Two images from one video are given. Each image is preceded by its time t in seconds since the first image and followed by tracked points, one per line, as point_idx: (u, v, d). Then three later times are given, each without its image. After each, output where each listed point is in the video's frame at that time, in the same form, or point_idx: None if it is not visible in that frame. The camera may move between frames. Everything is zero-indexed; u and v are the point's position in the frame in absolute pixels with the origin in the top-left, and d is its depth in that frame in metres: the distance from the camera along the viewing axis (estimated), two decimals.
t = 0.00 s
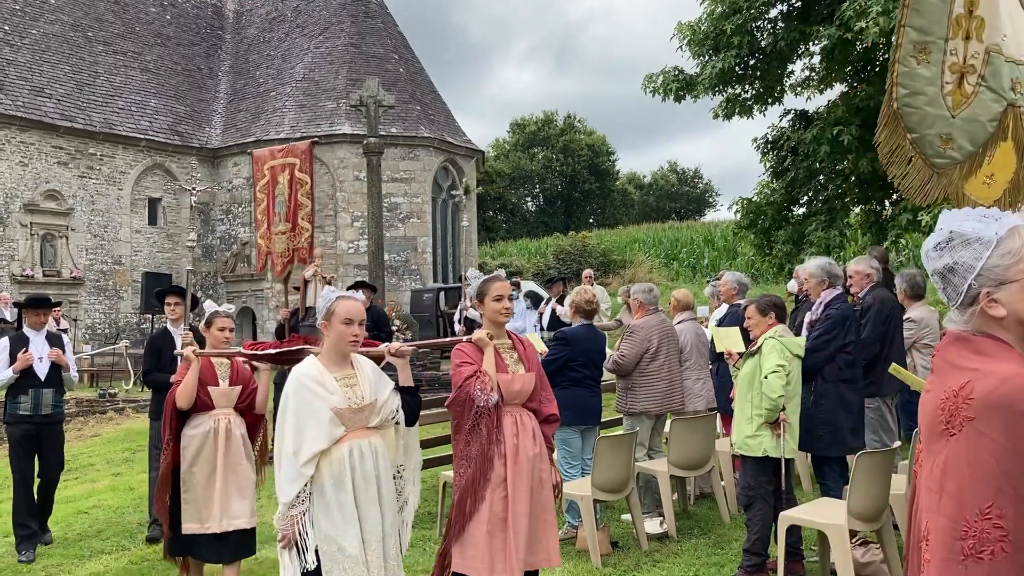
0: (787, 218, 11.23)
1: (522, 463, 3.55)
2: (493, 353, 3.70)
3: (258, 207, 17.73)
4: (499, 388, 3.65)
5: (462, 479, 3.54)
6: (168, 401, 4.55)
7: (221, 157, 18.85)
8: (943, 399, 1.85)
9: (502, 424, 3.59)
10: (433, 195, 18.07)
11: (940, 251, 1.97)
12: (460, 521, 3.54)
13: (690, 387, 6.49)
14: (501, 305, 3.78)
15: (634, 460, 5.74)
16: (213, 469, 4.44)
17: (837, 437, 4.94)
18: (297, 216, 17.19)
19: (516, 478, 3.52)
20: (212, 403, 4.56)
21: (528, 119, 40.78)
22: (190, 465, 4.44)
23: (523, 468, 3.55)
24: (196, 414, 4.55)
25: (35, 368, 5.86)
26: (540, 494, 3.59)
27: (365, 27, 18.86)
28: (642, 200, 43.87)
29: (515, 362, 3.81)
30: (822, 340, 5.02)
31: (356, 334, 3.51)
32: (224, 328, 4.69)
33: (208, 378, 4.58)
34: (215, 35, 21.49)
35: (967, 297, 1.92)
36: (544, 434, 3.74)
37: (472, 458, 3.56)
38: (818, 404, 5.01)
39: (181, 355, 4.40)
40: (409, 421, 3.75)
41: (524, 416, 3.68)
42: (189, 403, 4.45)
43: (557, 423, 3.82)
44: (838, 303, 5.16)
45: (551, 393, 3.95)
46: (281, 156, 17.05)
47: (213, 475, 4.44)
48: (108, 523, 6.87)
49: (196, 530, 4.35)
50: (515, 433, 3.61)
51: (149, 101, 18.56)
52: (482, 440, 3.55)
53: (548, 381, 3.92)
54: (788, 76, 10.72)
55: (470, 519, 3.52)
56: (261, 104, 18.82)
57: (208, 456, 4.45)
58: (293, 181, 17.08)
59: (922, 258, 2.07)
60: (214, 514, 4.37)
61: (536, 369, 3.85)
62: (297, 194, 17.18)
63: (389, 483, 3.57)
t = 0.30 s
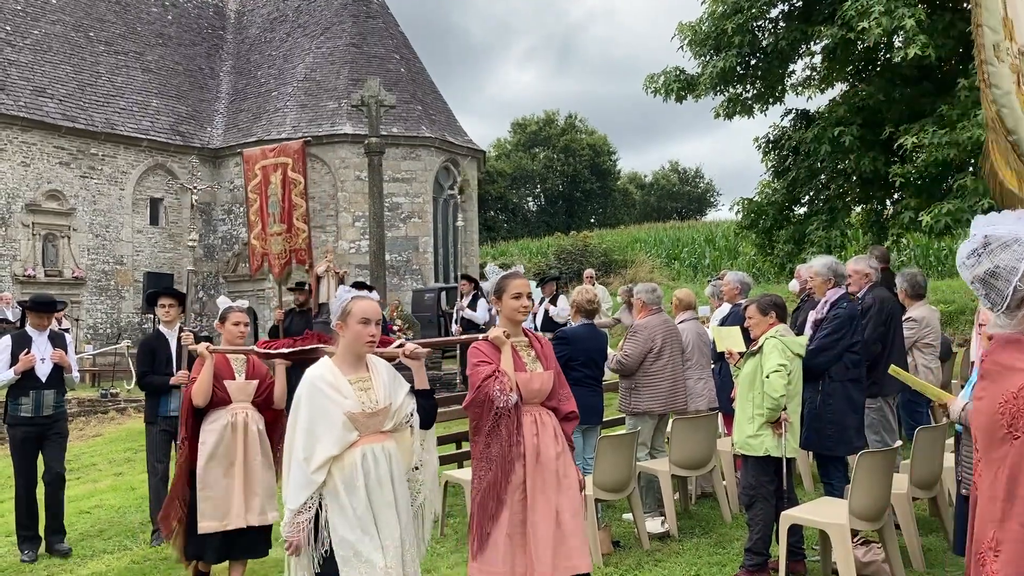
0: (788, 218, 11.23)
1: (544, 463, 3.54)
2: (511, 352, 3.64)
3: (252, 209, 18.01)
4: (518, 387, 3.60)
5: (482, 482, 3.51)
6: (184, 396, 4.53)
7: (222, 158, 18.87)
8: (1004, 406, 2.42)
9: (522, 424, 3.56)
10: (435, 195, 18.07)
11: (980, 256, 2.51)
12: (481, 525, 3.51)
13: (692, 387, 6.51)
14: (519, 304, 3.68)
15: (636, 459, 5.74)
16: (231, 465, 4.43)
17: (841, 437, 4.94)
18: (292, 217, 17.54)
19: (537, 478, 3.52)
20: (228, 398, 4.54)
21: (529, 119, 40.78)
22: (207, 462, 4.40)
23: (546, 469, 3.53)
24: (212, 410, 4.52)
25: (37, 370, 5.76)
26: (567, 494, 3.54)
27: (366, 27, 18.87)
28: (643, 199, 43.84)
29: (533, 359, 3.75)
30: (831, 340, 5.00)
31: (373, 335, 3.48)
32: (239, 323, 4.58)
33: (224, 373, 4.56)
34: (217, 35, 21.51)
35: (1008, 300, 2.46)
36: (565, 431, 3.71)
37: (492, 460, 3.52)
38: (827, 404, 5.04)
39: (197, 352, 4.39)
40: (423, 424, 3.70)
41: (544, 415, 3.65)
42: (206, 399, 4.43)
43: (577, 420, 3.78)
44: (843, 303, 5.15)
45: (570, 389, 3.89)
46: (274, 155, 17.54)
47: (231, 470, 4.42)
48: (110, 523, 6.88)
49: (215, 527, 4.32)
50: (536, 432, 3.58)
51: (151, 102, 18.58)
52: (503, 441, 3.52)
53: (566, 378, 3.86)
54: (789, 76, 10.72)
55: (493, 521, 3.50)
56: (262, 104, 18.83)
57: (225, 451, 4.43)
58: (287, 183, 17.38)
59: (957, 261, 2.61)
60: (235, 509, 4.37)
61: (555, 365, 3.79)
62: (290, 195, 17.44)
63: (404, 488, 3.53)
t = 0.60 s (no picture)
0: (790, 219, 11.24)
1: (563, 468, 3.38)
2: (527, 353, 3.48)
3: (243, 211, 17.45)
4: (535, 390, 3.45)
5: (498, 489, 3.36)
6: (196, 398, 4.47)
7: (224, 159, 18.88)
8: None
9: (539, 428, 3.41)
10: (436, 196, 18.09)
11: None
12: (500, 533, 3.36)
13: (694, 388, 6.54)
14: (536, 303, 3.54)
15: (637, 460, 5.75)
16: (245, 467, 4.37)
17: (842, 438, 4.94)
18: (285, 220, 17.04)
19: (557, 484, 3.36)
20: (242, 399, 4.48)
21: (530, 120, 40.79)
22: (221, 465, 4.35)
23: (566, 474, 3.37)
24: (225, 411, 4.47)
25: (41, 375, 5.72)
26: (588, 501, 3.37)
27: (368, 29, 18.89)
28: (644, 200, 43.85)
29: (549, 360, 3.59)
30: (833, 341, 5.03)
31: (388, 332, 3.40)
32: (252, 322, 4.54)
33: (236, 373, 4.48)
34: (218, 36, 21.53)
35: None
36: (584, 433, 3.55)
37: (509, 465, 3.37)
38: (827, 404, 5.06)
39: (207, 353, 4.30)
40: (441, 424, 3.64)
41: (562, 417, 3.50)
42: (218, 400, 4.38)
43: (597, 421, 3.63)
44: (847, 305, 5.16)
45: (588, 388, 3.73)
46: (265, 157, 16.81)
47: (246, 472, 4.35)
48: (113, 524, 6.89)
49: (230, 529, 4.25)
50: (554, 436, 3.43)
51: (153, 104, 18.60)
52: (520, 446, 3.36)
53: (584, 376, 3.70)
54: (790, 77, 10.73)
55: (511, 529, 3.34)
56: (264, 106, 18.86)
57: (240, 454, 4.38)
58: (278, 185, 16.68)
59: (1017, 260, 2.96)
60: (250, 510, 4.28)
61: (573, 365, 3.63)
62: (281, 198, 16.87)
63: (423, 494, 3.46)
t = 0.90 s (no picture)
0: (792, 221, 11.24)
1: (585, 473, 3.36)
2: (549, 356, 3.48)
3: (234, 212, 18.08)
4: (557, 393, 3.44)
5: (522, 494, 3.37)
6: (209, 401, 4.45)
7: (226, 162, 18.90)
8: None
9: (561, 432, 3.40)
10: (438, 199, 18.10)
11: None
12: (523, 539, 3.36)
13: (696, 391, 6.52)
14: (556, 304, 3.53)
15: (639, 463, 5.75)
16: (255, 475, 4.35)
17: (841, 441, 4.94)
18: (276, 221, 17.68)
19: (579, 488, 3.35)
20: (256, 405, 4.44)
21: (532, 123, 40.79)
22: (231, 471, 4.34)
23: (588, 479, 3.35)
24: (238, 417, 4.44)
25: (48, 376, 5.65)
26: (610, 506, 3.37)
27: (369, 32, 18.92)
28: (646, 203, 43.83)
29: (571, 362, 3.59)
30: (832, 344, 5.04)
31: (401, 334, 3.36)
32: (267, 327, 4.52)
33: (250, 379, 4.45)
34: (220, 40, 21.57)
35: None
36: (609, 437, 3.52)
37: (531, 470, 3.39)
38: (824, 407, 5.04)
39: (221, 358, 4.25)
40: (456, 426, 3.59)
41: (586, 421, 3.48)
42: (230, 407, 4.34)
43: (623, 424, 3.59)
44: (849, 307, 5.15)
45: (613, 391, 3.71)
46: (263, 159, 17.58)
47: (256, 480, 4.34)
48: (115, 527, 6.89)
49: (235, 539, 4.26)
50: (577, 440, 3.41)
51: (155, 107, 18.63)
52: (542, 450, 3.38)
53: (609, 379, 3.67)
54: (792, 80, 10.72)
55: (532, 534, 3.35)
56: (266, 109, 18.88)
57: (251, 461, 4.36)
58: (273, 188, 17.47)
59: None
60: (256, 521, 4.29)
61: (596, 368, 3.61)
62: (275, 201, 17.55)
63: (441, 498, 3.39)
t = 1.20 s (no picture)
0: (794, 224, 11.24)
1: (610, 480, 3.37)
2: (571, 362, 3.49)
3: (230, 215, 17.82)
4: (579, 400, 3.45)
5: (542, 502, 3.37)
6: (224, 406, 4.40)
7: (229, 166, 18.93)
8: None
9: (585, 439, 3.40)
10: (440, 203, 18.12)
11: None
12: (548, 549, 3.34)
13: (699, 394, 6.49)
14: (577, 307, 3.54)
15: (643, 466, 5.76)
16: (277, 478, 4.32)
17: (841, 444, 4.94)
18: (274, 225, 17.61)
19: (605, 496, 3.35)
20: (273, 408, 4.42)
21: (534, 126, 40.81)
22: (251, 475, 4.30)
23: (613, 486, 3.36)
24: (255, 421, 4.40)
25: (59, 378, 5.54)
26: (634, 513, 3.39)
27: (372, 36, 18.96)
28: (648, 206, 43.83)
29: (593, 368, 3.61)
30: (832, 348, 5.03)
31: (419, 338, 3.34)
32: (282, 330, 4.52)
33: (266, 382, 4.43)
34: (223, 44, 21.62)
35: None
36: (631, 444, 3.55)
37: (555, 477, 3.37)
38: (824, 411, 5.04)
39: (237, 362, 4.22)
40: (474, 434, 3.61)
41: (608, 428, 3.49)
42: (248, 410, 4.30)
43: (645, 432, 3.63)
44: (850, 311, 5.16)
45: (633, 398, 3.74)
46: (258, 162, 17.48)
47: (276, 484, 4.31)
48: (118, 531, 6.90)
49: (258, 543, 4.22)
50: (601, 447, 3.42)
51: (158, 111, 18.66)
52: (565, 458, 3.36)
53: (629, 386, 3.72)
54: (794, 83, 10.71)
55: (559, 542, 3.34)
56: (269, 113, 18.91)
57: (271, 463, 4.32)
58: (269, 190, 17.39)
59: None
60: (278, 524, 4.26)
61: (617, 375, 3.65)
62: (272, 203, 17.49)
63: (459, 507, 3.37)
